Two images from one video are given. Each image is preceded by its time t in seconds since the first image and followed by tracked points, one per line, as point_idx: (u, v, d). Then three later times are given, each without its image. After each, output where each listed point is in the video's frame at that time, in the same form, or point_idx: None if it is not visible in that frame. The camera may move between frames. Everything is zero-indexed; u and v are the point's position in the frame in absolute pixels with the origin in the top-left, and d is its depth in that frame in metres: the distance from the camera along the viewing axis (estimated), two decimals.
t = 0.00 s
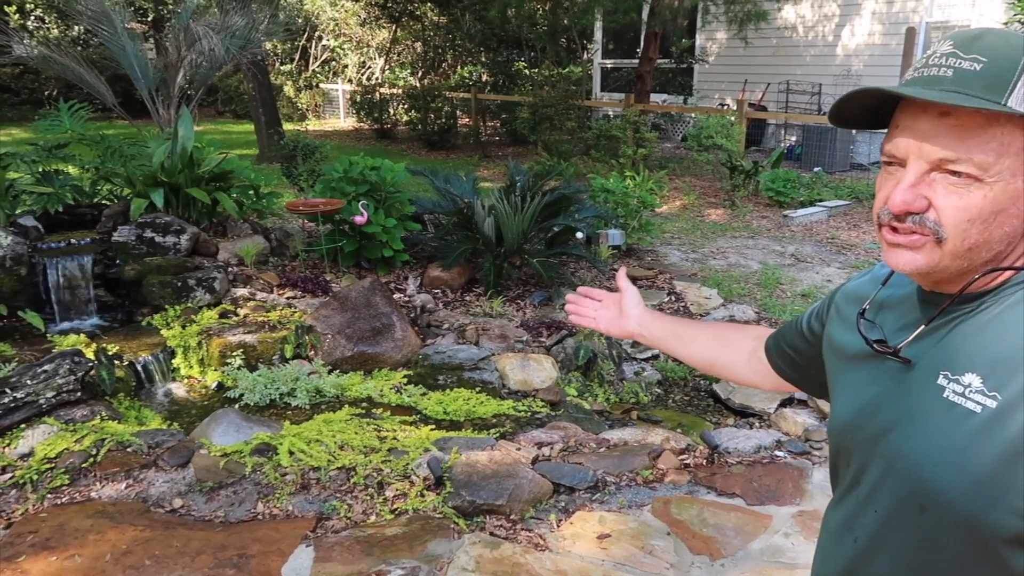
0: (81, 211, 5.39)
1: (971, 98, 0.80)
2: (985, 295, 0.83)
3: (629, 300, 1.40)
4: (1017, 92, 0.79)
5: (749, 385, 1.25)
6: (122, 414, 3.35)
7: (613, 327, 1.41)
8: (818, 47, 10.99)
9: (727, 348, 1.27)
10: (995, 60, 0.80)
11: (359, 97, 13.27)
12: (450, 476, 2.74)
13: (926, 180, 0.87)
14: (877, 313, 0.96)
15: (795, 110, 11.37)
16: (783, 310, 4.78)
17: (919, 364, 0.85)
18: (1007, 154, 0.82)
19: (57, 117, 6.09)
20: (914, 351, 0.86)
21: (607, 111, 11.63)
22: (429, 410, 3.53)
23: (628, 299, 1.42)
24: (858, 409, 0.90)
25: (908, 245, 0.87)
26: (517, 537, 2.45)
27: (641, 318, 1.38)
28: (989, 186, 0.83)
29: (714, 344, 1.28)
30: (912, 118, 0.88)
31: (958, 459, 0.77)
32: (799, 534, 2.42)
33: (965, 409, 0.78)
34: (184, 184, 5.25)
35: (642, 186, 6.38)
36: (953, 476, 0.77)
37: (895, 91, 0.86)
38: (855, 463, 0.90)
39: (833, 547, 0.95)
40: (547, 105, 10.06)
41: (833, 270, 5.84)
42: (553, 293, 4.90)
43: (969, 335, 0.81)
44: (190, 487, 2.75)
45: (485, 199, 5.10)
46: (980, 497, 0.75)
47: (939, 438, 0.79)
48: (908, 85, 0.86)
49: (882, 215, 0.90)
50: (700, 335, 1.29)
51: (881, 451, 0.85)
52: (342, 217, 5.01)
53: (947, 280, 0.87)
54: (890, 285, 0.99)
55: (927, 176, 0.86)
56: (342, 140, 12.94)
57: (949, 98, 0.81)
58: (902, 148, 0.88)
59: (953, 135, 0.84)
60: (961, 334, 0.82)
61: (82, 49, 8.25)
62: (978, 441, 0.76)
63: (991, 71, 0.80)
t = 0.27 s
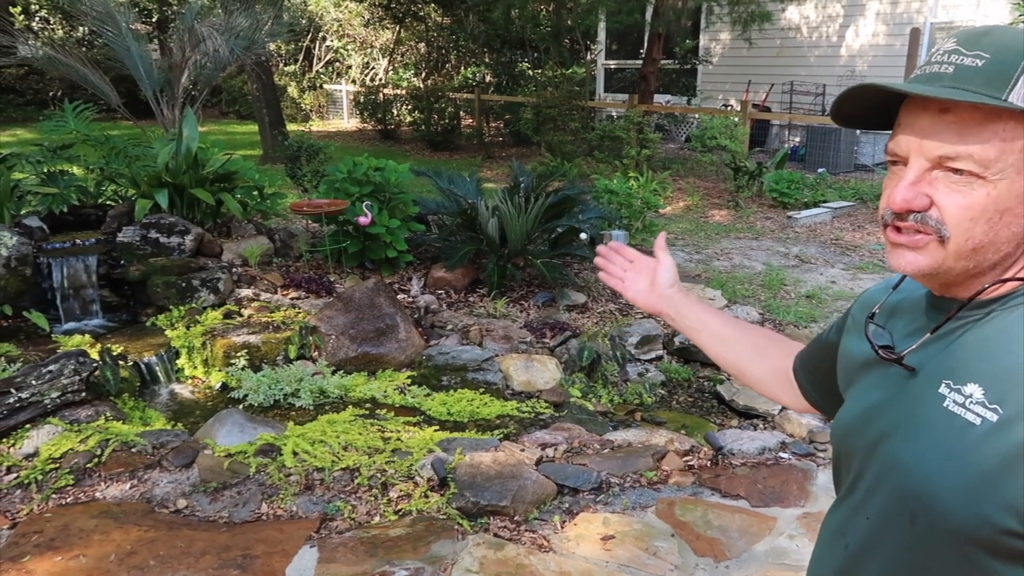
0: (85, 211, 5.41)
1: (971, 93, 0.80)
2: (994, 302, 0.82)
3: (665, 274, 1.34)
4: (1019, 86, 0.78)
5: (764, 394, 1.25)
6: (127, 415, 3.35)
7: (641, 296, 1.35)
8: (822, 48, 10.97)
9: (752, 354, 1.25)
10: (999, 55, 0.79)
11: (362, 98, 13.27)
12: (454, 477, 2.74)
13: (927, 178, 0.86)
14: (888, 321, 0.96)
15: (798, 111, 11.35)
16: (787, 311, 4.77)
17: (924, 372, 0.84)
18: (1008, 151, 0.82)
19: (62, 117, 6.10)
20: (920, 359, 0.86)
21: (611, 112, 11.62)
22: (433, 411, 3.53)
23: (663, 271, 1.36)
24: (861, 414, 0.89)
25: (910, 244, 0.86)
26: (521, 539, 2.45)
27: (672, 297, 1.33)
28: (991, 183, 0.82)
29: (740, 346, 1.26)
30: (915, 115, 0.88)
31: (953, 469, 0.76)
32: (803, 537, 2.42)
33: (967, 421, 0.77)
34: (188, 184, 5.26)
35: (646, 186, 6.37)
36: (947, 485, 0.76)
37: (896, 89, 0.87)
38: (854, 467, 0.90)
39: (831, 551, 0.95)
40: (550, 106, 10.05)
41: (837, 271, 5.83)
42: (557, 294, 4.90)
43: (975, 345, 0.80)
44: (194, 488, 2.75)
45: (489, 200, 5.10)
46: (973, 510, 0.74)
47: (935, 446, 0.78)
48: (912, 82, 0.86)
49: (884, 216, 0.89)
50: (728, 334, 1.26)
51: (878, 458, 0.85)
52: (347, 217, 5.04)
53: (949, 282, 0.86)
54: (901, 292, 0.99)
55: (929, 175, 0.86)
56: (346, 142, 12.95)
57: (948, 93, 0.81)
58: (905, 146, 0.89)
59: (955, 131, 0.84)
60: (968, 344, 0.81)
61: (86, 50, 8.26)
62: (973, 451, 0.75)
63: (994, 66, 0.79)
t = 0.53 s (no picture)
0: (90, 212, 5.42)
1: (1004, 82, 0.75)
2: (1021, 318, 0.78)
3: (659, 289, 1.38)
4: None
5: (769, 400, 1.24)
6: (131, 415, 3.36)
7: (639, 315, 1.39)
8: (825, 48, 10.97)
9: (752, 361, 1.25)
10: None
11: (366, 99, 13.29)
12: (457, 477, 2.74)
13: (954, 174, 0.83)
14: (913, 331, 0.93)
15: (802, 111, 11.34)
16: (791, 312, 4.76)
17: (941, 387, 0.81)
18: None
19: (67, 118, 6.12)
20: (938, 372, 0.83)
21: (614, 112, 11.63)
22: (436, 411, 3.53)
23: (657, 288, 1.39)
24: (872, 424, 0.87)
25: (934, 244, 0.83)
26: (525, 539, 2.45)
27: (668, 310, 1.36)
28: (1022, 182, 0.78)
29: (740, 353, 1.26)
30: (948, 106, 0.85)
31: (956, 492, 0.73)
32: (807, 537, 2.41)
33: (977, 443, 0.74)
34: (192, 185, 5.26)
35: (649, 187, 6.37)
36: (950, 507, 0.74)
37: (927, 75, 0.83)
38: (862, 479, 0.88)
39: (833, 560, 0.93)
40: (553, 107, 10.06)
41: (840, 271, 5.82)
42: (560, 294, 4.90)
43: (995, 363, 0.77)
44: (198, 488, 2.76)
45: (492, 200, 5.10)
46: (974, 538, 0.72)
47: (941, 465, 0.76)
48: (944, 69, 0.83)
49: (908, 213, 0.87)
50: (726, 342, 1.27)
51: (885, 471, 0.83)
52: (350, 218, 5.05)
53: (974, 288, 0.82)
54: (927, 298, 0.96)
55: (956, 170, 0.83)
56: (349, 142, 12.97)
57: (979, 81, 0.77)
58: (934, 138, 0.86)
59: (987, 123, 0.80)
60: (990, 361, 0.77)
61: (91, 51, 8.29)
62: (980, 476, 0.72)
63: None
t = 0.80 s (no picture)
0: (94, 213, 5.43)
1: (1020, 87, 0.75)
2: None
3: (664, 305, 1.39)
4: None
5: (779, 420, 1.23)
6: (134, 414, 3.37)
7: (645, 331, 1.40)
8: (828, 48, 10.95)
9: (762, 380, 1.24)
10: None
11: (369, 99, 13.30)
12: (460, 477, 2.75)
13: (969, 188, 0.83)
14: (931, 353, 0.92)
15: (805, 111, 11.32)
16: (794, 312, 4.76)
17: (958, 420, 0.80)
18: None
19: (71, 118, 6.13)
20: (954, 405, 0.81)
21: (617, 113, 11.61)
22: (439, 411, 3.53)
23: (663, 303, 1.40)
24: (889, 455, 0.87)
25: (951, 262, 0.83)
26: (527, 539, 2.45)
27: (675, 326, 1.36)
28: None
29: (749, 371, 1.26)
30: (961, 113, 0.84)
31: (978, 536, 0.73)
32: (810, 537, 2.41)
33: (998, 484, 0.73)
34: (196, 185, 5.28)
35: (652, 187, 6.36)
36: (971, 551, 0.74)
37: (940, 82, 0.83)
38: (879, 512, 0.88)
39: None
40: (556, 107, 10.05)
41: (844, 272, 5.81)
42: (563, 295, 4.90)
43: (1014, 397, 0.76)
44: (202, 487, 2.77)
45: (495, 201, 5.10)
46: None
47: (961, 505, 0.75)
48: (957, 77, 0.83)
49: (922, 231, 0.87)
50: (735, 360, 1.27)
51: (903, 506, 0.83)
52: (353, 218, 5.04)
53: (993, 308, 0.82)
54: (943, 320, 0.95)
55: (972, 183, 0.83)
56: (352, 143, 12.97)
57: (996, 86, 0.76)
58: (946, 151, 0.86)
59: (1003, 132, 0.80)
60: (1008, 395, 0.76)
61: (95, 52, 8.30)
62: (1001, 519, 0.72)
63: None
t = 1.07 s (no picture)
0: (96, 212, 5.44)
1: None
2: None
3: (668, 328, 1.31)
4: None
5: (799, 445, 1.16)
6: (135, 414, 3.37)
7: (650, 357, 1.33)
8: (830, 48, 10.94)
9: (777, 402, 1.17)
10: None
11: (370, 99, 13.31)
12: (461, 477, 2.74)
13: (981, 214, 0.77)
14: (956, 384, 0.85)
15: (807, 111, 11.32)
16: (795, 312, 4.75)
17: (987, 459, 0.73)
18: None
19: (72, 119, 6.14)
20: (982, 443, 0.75)
21: (618, 113, 11.61)
22: (440, 411, 3.53)
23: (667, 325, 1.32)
24: (916, 495, 0.81)
25: (967, 295, 0.76)
26: (528, 539, 2.45)
27: (681, 350, 1.29)
28: None
29: (763, 394, 1.19)
30: (965, 136, 0.79)
31: None
32: (811, 537, 2.41)
33: None
34: (197, 185, 5.28)
35: (653, 187, 6.36)
36: None
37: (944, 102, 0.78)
38: (908, 555, 0.81)
39: None
40: (557, 107, 10.05)
41: (845, 272, 5.81)
42: (564, 295, 4.90)
43: None
44: (203, 487, 2.77)
45: (496, 201, 5.09)
46: None
47: (989, 555, 0.69)
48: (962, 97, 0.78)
49: (934, 260, 0.80)
50: (749, 382, 1.20)
51: (930, 553, 0.77)
52: (354, 218, 5.03)
53: (1017, 342, 0.74)
54: (972, 347, 0.87)
55: (985, 210, 0.77)
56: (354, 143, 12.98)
57: (999, 105, 0.72)
58: (956, 174, 0.80)
59: (1014, 152, 0.75)
60: None
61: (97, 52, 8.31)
62: None
63: None
